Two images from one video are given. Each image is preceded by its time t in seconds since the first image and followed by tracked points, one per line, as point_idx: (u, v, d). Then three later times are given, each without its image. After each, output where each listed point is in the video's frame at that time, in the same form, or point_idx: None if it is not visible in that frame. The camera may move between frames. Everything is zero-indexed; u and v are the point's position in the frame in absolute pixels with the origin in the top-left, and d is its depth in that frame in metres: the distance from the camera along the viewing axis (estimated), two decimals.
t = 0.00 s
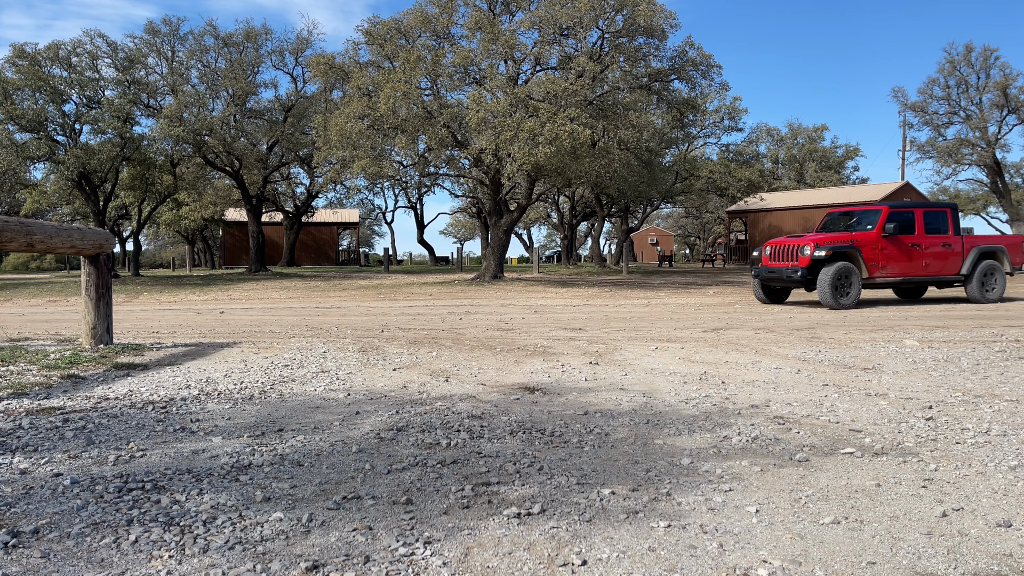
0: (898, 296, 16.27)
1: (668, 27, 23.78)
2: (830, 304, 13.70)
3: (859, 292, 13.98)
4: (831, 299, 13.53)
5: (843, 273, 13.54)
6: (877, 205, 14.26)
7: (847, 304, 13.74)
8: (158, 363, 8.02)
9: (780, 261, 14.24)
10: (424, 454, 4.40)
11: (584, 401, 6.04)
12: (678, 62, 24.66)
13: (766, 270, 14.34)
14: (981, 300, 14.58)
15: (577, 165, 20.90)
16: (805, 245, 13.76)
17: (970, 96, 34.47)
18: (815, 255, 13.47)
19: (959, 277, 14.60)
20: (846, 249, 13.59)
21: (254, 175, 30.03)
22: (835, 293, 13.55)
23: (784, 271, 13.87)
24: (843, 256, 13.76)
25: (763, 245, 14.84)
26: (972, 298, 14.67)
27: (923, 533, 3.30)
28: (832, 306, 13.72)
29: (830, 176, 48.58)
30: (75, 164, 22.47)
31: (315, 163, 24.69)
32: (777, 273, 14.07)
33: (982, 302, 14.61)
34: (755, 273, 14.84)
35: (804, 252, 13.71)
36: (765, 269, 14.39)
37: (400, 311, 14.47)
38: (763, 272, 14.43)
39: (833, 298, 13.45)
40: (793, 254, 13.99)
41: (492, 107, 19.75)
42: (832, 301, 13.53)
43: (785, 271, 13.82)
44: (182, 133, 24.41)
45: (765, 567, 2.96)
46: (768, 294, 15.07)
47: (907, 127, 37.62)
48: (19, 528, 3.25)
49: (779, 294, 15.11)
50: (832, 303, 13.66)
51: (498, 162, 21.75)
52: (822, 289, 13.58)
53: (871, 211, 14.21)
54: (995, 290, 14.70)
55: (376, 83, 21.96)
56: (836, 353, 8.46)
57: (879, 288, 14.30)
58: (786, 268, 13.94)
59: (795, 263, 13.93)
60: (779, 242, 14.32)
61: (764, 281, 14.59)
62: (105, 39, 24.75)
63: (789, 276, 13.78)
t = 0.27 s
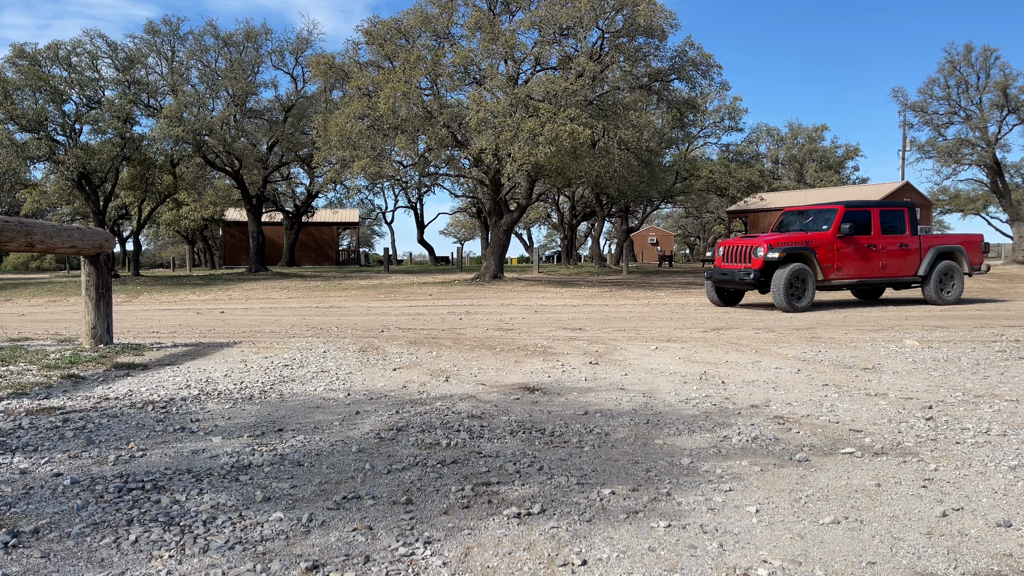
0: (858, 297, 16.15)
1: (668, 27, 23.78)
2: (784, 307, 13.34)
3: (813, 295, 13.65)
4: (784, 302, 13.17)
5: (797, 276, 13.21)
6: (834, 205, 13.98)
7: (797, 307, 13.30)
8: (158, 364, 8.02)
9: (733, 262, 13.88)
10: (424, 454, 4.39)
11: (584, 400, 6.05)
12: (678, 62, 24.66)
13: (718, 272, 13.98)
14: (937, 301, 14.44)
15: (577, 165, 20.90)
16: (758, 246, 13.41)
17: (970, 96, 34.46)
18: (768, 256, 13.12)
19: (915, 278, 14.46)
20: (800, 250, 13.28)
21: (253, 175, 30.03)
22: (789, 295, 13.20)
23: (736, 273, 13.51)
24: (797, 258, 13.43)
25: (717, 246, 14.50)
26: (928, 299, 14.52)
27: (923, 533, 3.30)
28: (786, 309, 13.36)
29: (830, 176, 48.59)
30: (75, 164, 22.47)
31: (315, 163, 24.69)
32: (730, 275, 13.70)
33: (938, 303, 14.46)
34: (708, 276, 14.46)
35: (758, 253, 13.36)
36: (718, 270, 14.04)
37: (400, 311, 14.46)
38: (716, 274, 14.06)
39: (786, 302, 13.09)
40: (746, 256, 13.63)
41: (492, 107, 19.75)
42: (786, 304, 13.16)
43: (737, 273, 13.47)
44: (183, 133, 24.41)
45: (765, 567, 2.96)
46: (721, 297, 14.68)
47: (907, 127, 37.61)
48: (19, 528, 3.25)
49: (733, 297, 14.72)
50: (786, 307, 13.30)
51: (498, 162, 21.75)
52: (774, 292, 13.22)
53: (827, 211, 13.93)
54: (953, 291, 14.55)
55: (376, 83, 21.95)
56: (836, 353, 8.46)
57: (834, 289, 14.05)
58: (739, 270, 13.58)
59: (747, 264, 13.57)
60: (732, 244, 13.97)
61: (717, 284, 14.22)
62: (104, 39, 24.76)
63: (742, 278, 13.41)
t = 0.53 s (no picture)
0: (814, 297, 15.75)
1: (668, 27, 23.79)
2: (739, 311, 12.78)
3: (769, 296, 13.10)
4: (740, 304, 12.60)
5: (753, 278, 12.67)
6: (790, 204, 13.53)
7: (754, 308, 12.71)
8: (158, 363, 8.02)
9: (687, 263, 13.29)
10: (424, 454, 4.40)
11: (583, 400, 6.05)
12: (677, 62, 24.65)
13: (671, 273, 13.37)
14: (895, 303, 14.12)
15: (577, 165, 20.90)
16: (713, 245, 12.82)
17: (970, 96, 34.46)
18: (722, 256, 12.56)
19: (873, 279, 14.09)
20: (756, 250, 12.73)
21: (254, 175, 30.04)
22: (745, 296, 12.61)
23: (690, 274, 12.92)
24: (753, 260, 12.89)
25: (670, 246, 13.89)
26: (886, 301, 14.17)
27: (923, 532, 3.29)
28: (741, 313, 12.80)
29: (830, 176, 48.60)
30: (75, 164, 22.47)
31: (315, 163, 24.69)
32: (683, 276, 13.10)
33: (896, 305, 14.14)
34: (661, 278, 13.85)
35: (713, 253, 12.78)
36: (671, 272, 13.43)
37: (400, 311, 14.46)
38: (669, 276, 13.44)
39: (742, 303, 12.52)
40: (700, 256, 13.05)
41: (492, 107, 19.75)
42: (742, 307, 12.61)
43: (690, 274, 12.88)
44: (183, 133, 24.42)
45: (765, 567, 2.96)
46: (674, 300, 14.10)
47: (907, 127, 37.61)
48: (18, 528, 3.25)
49: (686, 300, 14.16)
50: (741, 309, 12.73)
51: (499, 162, 21.76)
52: (730, 294, 12.66)
53: (783, 210, 13.46)
54: (910, 293, 14.24)
55: (376, 82, 21.93)
56: (836, 353, 8.46)
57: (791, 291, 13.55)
58: (693, 271, 12.99)
59: (701, 265, 12.98)
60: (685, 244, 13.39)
61: (669, 286, 13.61)
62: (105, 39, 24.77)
63: (696, 279, 12.82)
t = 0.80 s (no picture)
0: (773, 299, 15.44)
1: (668, 27, 23.81)
2: (697, 315, 12.29)
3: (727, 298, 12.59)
4: (699, 307, 12.10)
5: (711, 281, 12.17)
6: (749, 202, 12.99)
7: (714, 311, 12.21)
8: (158, 363, 8.02)
9: (644, 265, 12.70)
10: (424, 454, 4.40)
11: (584, 400, 6.04)
12: (677, 61, 24.67)
13: (626, 276, 12.77)
14: (854, 305, 13.84)
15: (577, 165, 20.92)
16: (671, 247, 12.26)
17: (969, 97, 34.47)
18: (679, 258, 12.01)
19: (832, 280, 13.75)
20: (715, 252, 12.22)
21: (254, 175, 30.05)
22: (704, 298, 12.11)
23: (646, 278, 12.33)
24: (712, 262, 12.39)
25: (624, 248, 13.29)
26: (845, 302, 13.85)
27: (923, 533, 3.30)
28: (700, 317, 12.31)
29: (830, 176, 48.61)
30: (75, 164, 22.48)
31: (315, 163, 24.68)
32: (638, 280, 12.49)
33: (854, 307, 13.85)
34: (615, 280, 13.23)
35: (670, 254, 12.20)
36: (625, 274, 12.81)
37: (400, 311, 14.45)
38: (623, 278, 12.83)
39: (700, 306, 12.02)
40: (657, 258, 12.48)
41: (492, 107, 19.75)
42: (701, 311, 12.12)
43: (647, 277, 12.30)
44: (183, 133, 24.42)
45: (765, 567, 2.96)
46: (628, 304, 13.49)
47: (907, 127, 37.61)
48: (19, 528, 3.25)
49: (641, 304, 13.59)
50: (700, 313, 12.23)
51: (499, 162, 21.76)
52: (688, 298, 12.15)
53: (742, 209, 12.91)
54: (869, 294, 14.03)
55: (376, 83, 21.93)
56: (836, 353, 8.46)
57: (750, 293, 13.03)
58: (648, 274, 12.40)
59: (658, 267, 12.41)
60: (640, 245, 12.80)
61: (624, 288, 13.01)
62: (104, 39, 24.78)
63: (652, 282, 12.23)
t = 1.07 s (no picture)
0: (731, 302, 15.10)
1: (668, 27, 23.83)
2: (657, 316, 11.85)
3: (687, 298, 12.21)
4: (661, 308, 11.66)
5: (673, 281, 11.77)
6: (708, 200, 12.61)
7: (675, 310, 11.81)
8: (159, 364, 8.02)
9: (600, 264, 12.22)
10: (424, 454, 4.40)
11: (585, 401, 6.04)
12: (677, 62, 24.69)
13: (582, 276, 12.22)
14: (815, 308, 13.49)
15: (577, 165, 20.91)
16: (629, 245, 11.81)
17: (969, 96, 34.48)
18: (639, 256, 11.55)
19: (794, 281, 13.40)
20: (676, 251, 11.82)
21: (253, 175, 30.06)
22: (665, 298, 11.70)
23: (605, 278, 11.83)
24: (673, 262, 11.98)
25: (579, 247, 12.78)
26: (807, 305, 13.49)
27: (923, 533, 3.30)
28: (660, 319, 11.87)
29: (830, 176, 48.61)
30: (75, 164, 22.48)
31: (315, 163, 24.68)
32: (596, 281, 11.96)
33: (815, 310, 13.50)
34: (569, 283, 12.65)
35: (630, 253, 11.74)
36: (581, 275, 12.27)
37: (400, 311, 14.45)
38: (579, 280, 12.28)
39: (663, 306, 11.61)
40: (615, 257, 12.02)
41: (492, 107, 19.75)
42: (662, 312, 11.68)
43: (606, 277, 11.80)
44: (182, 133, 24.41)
45: (765, 567, 2.96)
46: (584, 308, 12.80)
47: (907, 127, 37.62)
48: (19, 528, 3.25)
49: (598, 308, 12.95)
50: (661, 314, 11.78)
51: (499, 162, 21.76)
52: (650, 300, 11.70)
53: (701, 206, 12.54)
54: (831, 292, 13.76)
55: (375, 82, 21.91)
56: (836, 353, 8.46)
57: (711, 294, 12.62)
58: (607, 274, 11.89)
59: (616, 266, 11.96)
60: (598, 244, 12.32)
61: (579, 290, 12.46)
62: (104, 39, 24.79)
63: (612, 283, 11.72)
